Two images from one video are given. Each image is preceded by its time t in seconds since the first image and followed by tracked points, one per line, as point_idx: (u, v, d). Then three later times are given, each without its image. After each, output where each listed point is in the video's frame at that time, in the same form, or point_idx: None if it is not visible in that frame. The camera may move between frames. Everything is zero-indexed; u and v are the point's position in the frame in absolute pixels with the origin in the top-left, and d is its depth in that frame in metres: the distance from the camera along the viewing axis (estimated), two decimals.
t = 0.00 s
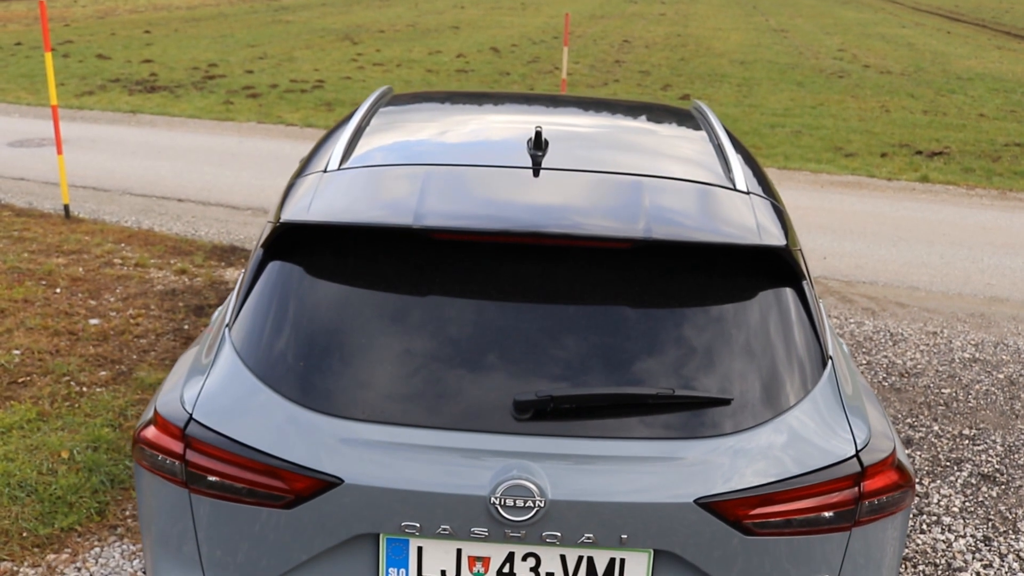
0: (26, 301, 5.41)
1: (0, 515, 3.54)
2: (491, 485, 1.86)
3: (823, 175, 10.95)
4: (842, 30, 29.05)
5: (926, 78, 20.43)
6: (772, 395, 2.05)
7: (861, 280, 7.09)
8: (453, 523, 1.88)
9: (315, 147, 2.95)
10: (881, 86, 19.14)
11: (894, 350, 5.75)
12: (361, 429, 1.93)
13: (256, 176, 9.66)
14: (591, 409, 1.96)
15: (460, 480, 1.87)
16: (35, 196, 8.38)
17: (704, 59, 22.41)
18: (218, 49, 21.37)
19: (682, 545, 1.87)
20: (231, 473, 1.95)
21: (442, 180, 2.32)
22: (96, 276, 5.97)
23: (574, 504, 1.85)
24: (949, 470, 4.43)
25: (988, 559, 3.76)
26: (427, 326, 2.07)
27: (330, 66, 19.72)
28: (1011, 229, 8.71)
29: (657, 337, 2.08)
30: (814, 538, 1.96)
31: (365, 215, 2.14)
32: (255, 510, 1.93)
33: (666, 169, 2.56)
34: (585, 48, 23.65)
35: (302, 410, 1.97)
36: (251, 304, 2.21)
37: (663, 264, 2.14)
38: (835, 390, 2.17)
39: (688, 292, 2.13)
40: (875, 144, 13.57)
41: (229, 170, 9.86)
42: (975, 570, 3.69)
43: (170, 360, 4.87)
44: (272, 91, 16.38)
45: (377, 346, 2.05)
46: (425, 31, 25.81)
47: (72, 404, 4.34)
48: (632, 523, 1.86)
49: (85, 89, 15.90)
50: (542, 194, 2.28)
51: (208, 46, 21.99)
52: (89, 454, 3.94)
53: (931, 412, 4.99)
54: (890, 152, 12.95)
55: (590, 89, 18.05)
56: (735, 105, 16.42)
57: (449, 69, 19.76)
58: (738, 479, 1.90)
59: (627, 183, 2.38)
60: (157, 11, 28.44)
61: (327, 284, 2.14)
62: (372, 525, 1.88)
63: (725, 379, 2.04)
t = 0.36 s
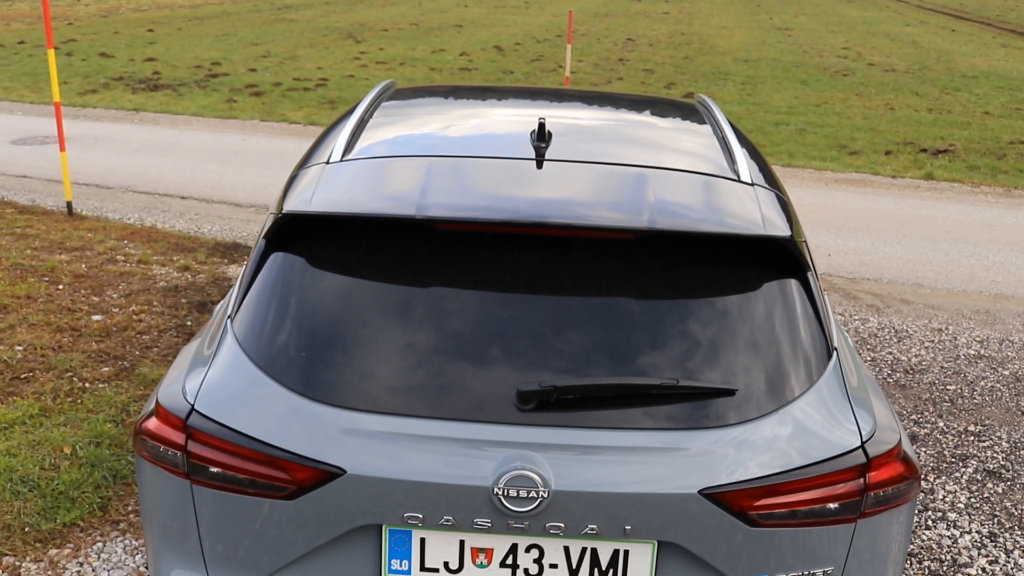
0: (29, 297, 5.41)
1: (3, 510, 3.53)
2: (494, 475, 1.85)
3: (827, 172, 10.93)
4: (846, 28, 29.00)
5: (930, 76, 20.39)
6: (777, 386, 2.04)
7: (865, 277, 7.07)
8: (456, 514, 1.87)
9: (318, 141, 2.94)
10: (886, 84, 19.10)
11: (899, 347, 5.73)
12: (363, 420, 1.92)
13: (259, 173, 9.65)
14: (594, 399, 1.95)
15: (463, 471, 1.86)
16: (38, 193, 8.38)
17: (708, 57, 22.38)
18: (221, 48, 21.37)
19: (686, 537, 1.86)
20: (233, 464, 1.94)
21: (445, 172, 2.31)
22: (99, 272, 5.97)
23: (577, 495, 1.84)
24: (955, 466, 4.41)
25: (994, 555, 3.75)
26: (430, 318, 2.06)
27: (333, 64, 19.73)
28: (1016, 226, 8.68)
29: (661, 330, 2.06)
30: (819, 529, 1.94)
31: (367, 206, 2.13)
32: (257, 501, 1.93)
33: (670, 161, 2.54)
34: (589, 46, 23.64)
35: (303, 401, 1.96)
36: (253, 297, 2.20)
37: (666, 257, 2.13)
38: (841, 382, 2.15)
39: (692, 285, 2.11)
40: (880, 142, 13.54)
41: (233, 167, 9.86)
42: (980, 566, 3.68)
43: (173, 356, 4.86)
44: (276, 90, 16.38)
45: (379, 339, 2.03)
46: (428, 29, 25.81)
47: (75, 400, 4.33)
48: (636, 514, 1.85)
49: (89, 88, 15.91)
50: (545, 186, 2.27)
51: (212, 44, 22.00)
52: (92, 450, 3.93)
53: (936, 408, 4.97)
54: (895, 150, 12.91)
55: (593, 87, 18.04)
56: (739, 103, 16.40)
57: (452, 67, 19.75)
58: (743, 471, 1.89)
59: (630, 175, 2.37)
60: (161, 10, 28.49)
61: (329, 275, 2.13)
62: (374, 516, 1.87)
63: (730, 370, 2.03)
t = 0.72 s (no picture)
0: (28, 293, 5.40)
1: (1, 504, 3.52)
2: (494, 462, 1.84)
3: (828, 170, 10.91)
4: (846, 27, 28.99)
5: (931, 75, 20.38)
6: (779, 375, 2.03)
7: (866, 273, 7.06)
8: (456, 503, 1.86)
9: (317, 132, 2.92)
10: (886, 83, 19.09)
11: (899, 343, 5.72)
12: (363, 407, 1.91)
13: (259, 171, 9.65)
14: (595, 387, 1.94)
15: (464, 458, 1.85)
16: (38, 190, 8.37)
17: (708, 56, 22.38)
18: (221, 46, 21.36)
19: (688, 525, 1.85)
20: (233, 452, 1.93)
21: (446, 161, 2.30)
22: (98, 268, 5.96)
23: (578, 483, 1.83)
24: (956, 461, 4.39)
25: (995, 549, 3.74)
26: (430, 306, 2.05)
27: (334, 63, 19.73)
28: (1017, 223, 8.67)
29: (662, 319, 2.05)
30: (821, 517, 1.93)
31: (367, 194, 2.12)
32: (256, 488, 1.91)
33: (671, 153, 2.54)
34: (589, 45, 23.64)
35: (304, 388, 1.95)
36: (252, 286, 2.19)
37: (668, 247, 2.12)
38: (843, 370, 2.14)
39: (694, 275, 2.10)
40: (880, 140, 13.53)
41: (232, 165, 9.84)
42: (982, 560, 3.67)
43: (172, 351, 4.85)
44: (276, 88, 16.37)
45: (379, 329, 2.02)
46: (428, 28, 25.81)
47: (74, 394, 4.32)
48: (637, 502, 1.84)
49: (89, 86, 15.90)
50: (545, 176, 2.25)
51: (212, 43, 21.99)
52: (90, 444, 3.92)
53: (937, 403, 4.96)
54: (896, 148, 12.90)
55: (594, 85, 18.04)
56: (739, 102, 16.39)
57: (453, 66, 19.75)
58: (745, 458, 1.88)
59: (632, 166, 2.36)
60: (161, 9, 28.51)
61: (329, 263, 2.13)
62: (374, 504, 1.86)
63: (732, 358, 2.02)
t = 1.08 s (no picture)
0: (27, 290, 5.39)
1: (0, 500, 3.51)
2: (495, 453, 1.83)
3: (827, 169, 10.91)
4: (846, 27, 29.01)
5: (930, 74, 20.39)
6: (781, 365, 2.02)
7: (866, 271, 7.05)
8: (458, 494, 1.85)
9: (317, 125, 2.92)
10: (886, 83, 19.10)
11: (900, 340, 5.72)
12: (364, 398, 1.91)
13: (258, 170, 9.64)
14: (596, 376, 1.93)
15: (464, 449, 1.84)
16: (36, 189, 8.36)
17: (707, 56, 22.40)
18: (220, 47, 21.35)
19: (690, 516, 1.85)
20: (233, 443, 1.92)
21: (446, 154, 2.30)
22: (98, 266, 5.95)
23: (579, 473, 1.83)
24: (957, 457, 4.39)
25: (997, 545, 3.73)
26: (432, 298, 2.04)
27: (333, 63, 19.73)
28: (1016, 221, 8.67)
29: (663, 312, 2.04)
30: (824, 508, 1.93)
31: (368, 185, 2.11)
32: (257, 480, 1.91)
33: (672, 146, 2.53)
34: (588, 45, 23.64)
35: (304, 379, 1.94)
36: (252, 278, 2.18)
37: (669, 239, 2.11)
38: (845, 361, 2.14)
39: (695, 267, 2.10)
40: (880, 139, 13.53)
41: (231, 164, 9.83)
42: (983, 556, 3.66)
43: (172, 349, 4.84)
44: (275, 88, 16.36)
45: (378, 322, 2.01)
46: (427, 28, 25.82)
47: (73, 391, 4.31)
48: (639, 493, 1.83)
49: (87, 86, 15.89)
50: (547, 168, 2.25)
51: (211, 43, 21.99)
52: (90, 440, 3.91)
53: (937, 400, 4.96)
54: (895, 147, 12.90)
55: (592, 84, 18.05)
56: (738, 101, 16.39)
57: (452, 65, 19.75)
58: (747, 448, 1.87)
59: (632, 159, 2.36)
60: (160, 9, 28.51)
61: (329, 255, 2.12)
62: (375, 495, 1.86)
63: (733, 349, 2.01)
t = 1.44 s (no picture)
0: (26, 286, 5.38)
1: None
2: (496, 440, 1.83)
3: (826, 168, 10.91)
4: (845, 28, 29.04)
5: (929, 75, 20.41)
6: (781, 354, 2.02)
7: (865, 269, 7.06)
8: (458, 481, 1.85)
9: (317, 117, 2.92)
10: (884, 83, 19.11)
11: (899, 337, 5.72)
12: (364, 385, 1.90)
13: (256, 168, 9.64)
14: (597, 364, 1.93)
15: (465, 437, 1.84)
16: (35, 186, 8.35)
17: (706, 57, 22.42)
18: (219, 46, 21.36)
19: (691, 504, 1.85)
20: (233, 431, 1.92)
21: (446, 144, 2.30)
22: (97, 262, 5.95)
23: (579, 461, 1.83)
24: (956, 453, 4.39)
25: (996, 540, 3.73)
26: (432, 288, 2.04)
27: (333, 63, 19.74)
28: (1015, 220, 8.68)
29: (664, 304, 2.03)
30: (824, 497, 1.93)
31: (368, 174, 2.12)
32: (257, 468, 1.91)
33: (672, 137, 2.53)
34: (587, 45, 23.66)
35: (304, 367, 1.94)
36: (252, 268, 2.18)
37: (670, 230, 2.11)
38: (845, 351, 2.14)
39: (695, 258, 2.09)
40: (878, 139, 13.55)
41: (230, 162, 9.84)
42: (982, 550, 3.66)
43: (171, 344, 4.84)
44: (274, 87, 16.37)
45: (378, 312, 2.01)
46: (426, 28, 25.83)
47: (72, 386, 4.31)
48: (639, 481, 1.84)
49: (86, 85, 15.88)
50: (547, 159, 2.25)
51: (210, 43, 21.99)
52: (89, 435, 3.90)
53: (936, 396, 4.96)
54: (894, 147, 12.91)
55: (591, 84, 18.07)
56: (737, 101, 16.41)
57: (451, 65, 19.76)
58: (747, 436, 1.87)
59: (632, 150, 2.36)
60: (159, 9, 28.51)
61: (329, 244, 2.12)
62: (376, 482, 1.86)
63: (734, 338, 2.01)
